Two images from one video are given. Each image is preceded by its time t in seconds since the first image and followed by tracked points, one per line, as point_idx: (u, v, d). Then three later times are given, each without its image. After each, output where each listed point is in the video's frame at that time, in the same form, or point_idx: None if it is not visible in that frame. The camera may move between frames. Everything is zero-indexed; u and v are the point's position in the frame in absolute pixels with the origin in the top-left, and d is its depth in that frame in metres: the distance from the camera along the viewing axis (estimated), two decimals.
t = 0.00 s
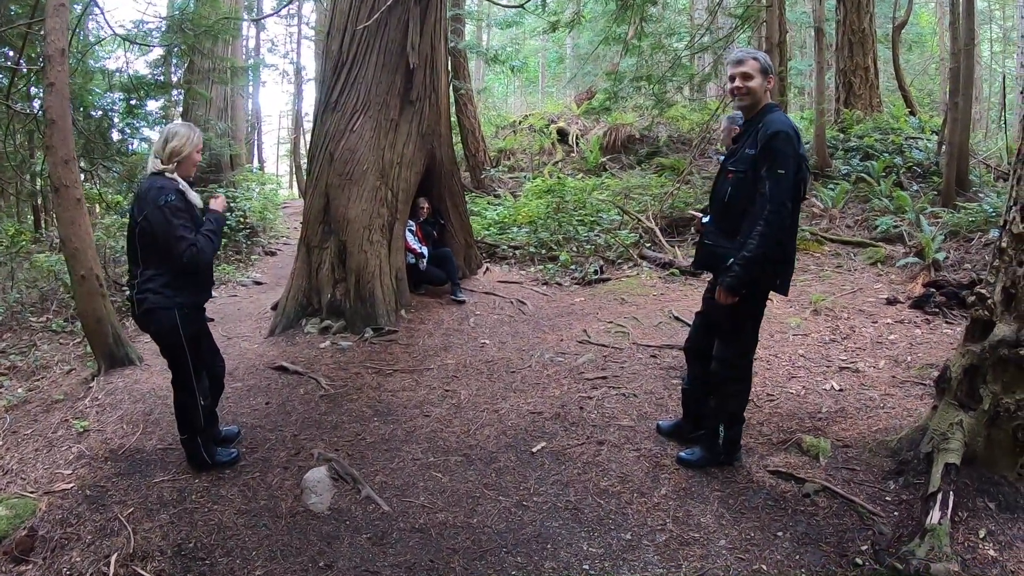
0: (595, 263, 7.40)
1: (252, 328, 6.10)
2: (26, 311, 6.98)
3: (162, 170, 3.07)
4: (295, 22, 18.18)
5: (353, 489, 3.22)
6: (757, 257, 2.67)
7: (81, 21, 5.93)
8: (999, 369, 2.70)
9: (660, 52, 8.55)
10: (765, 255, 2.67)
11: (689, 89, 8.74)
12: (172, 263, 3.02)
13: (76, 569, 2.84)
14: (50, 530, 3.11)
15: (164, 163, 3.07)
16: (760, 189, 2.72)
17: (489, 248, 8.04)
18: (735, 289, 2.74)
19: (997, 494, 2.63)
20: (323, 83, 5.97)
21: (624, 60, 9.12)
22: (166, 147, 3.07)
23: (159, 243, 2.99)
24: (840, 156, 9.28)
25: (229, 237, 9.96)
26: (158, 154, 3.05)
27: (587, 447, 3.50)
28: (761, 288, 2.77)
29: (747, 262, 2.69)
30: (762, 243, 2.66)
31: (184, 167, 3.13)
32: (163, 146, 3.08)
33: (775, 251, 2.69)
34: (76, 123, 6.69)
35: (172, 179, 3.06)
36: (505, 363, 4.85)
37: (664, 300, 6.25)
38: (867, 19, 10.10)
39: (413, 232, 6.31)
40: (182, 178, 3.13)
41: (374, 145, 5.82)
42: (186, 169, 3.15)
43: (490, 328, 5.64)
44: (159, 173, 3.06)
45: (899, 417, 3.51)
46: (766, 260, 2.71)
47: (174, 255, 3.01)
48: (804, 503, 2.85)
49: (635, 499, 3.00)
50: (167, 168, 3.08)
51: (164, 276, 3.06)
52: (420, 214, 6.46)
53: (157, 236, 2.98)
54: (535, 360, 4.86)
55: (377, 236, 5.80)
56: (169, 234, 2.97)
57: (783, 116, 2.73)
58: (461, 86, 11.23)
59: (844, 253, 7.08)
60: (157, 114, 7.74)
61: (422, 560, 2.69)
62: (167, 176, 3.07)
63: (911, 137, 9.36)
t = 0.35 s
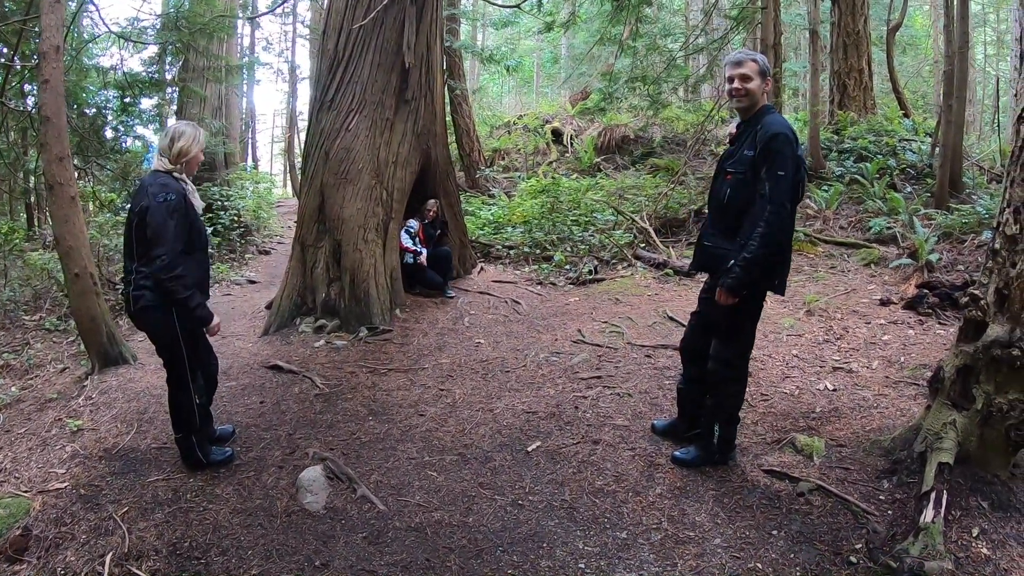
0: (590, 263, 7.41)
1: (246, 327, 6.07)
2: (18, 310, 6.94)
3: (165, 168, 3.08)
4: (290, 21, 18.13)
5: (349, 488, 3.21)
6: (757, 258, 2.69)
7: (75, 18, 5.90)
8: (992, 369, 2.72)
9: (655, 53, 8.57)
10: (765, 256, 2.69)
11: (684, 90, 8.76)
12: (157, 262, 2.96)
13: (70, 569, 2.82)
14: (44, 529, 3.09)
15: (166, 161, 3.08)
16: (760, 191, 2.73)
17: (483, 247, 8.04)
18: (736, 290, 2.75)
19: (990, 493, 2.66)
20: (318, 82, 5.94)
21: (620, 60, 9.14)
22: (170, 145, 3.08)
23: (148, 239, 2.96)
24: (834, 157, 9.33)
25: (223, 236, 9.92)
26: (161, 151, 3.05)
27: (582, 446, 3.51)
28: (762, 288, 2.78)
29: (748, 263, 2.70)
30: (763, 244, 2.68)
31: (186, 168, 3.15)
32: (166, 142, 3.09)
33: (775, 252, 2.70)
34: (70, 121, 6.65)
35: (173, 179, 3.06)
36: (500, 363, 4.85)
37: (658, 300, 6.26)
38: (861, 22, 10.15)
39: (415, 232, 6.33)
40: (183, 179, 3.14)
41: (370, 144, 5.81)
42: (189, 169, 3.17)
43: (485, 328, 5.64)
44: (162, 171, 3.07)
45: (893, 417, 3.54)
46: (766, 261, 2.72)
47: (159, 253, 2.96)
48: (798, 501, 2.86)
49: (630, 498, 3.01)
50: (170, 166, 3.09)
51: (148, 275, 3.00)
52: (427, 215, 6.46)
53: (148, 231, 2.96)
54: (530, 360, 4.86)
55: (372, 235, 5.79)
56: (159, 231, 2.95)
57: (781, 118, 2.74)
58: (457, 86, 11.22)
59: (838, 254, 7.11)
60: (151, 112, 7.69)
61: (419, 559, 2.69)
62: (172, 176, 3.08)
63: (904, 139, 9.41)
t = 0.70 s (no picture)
0: (587, 264, 7.42)
1: (244, 325, 6.07)
2: (16, 306, 6.92)
3: (163, 167, 3.09)
4: (290, 19, 18.13)
5: (346, 486, 3.21)
6: (754, 260, 2.69)
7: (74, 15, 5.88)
8: (988, 371, 2.74)
9: (655, 54, 8.58)
10: (762, 258, 2.69)
11: (683, 91, 8.77)
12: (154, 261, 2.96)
13: (67, 566, 2.82)
14: (40, 526, 3.08)
15: (162, 159, 3.07)
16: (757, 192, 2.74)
17: (481, 247, 8.05)
18: (733, 291, 2.75)
19: (985, 496, 2.67)
20: (318, 80, 5.92)
21: (620, 61, 9.15)
22: (165, 143, 3.07)
23: (144, 239, 2.97)
24: (832, 160, 9.35)
25: (221, 233, 9.90)
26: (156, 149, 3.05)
27: (578, 446, 3.51)
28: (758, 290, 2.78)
29: (745, 264, 2.70)
30: (759, 246, 2.68)
31: (184, 166, 3.13)
32: (163, 141, 3.08)
33: (772, 254, 2.71)
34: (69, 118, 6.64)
35: (170, 178, 3.06)
36: (497, 362, 4.86)
37: (656, 301, 6.27)
38: (861, 25, 10.18)
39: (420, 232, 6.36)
40: (181, 178, 3.13)
41: (368, 143, 5.80)
42: (186, 168, 3.16)
43: (483, 328, 5.65)
44: (159, 170, 3.07)
45: (889, 419, 3.55)
46: (763, 263, 2.73)
47: (155, 252, 2.96)
48: (794, 502, 2.87)
49: (626, 498, 3.01)
50: (167, 165, 3.09)
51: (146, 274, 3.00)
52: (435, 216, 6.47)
53: (144, 230, 2.96)
54: (528, 360, 4.87)
55: (371, 234, 5.79)
56: (154, 230, 2.94)
57: (779, 121, 2.75)
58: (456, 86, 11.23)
59: (835, 256, 7.13)
60: (150, 109, 7.68)
61: (415, 558, 2.69)
62: (169, 175, 3.08)
63: (902, 142, 9.43)
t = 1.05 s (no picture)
0: (586, 265, 7.43)
1: (243, 324, 6.07)
2: (14, 304, 6.92)
3: (161, 166, 3.09)
4: (290, 18, 18.12)
5: (344, 486, 3.21)
6: (752, 263, 2.70)
7: (74, 13, 5.88)
8: (985, 374, 2.75)
9: (654, 56, 8.59)
10: (760, 261, 2.70)
11: (682, 93, 8.79)
12: (154, 261, 2.97)
13: (65, 565, 2.82)
14: (38, 524, 3.08)
15: (160, 158, 3.08)
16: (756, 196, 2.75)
17: (480, 248, 8.05)
18: (730, 294, 2.76)
19: (982, 498, 2.68)
20: (318, 80, 5.93)
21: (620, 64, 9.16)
22: (162, 142, 3.08)
23: (143, 239, 2.97)
24: (831, 163, 9.37)
25: (220, 233, 9.90)
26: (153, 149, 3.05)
27: (577, 447, 3.52)
28: (756, 292, 2.79)
29: (743, 267, 2.71)
30: (757, 249, 2.69)
31: (181, 165, 3.13)
32: (161, 139, 3.09)
33: (770, 257, 2.71)
34: (69, 116, 6.65)
35: (167, 178, 3.05)
36: (496, 363, 4.86)
37: (655, 302, 6.28)
38: (861, 28, 10.23)
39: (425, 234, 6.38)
40: (179, 177, 3.13)
41: (368, 144, 5.81)
42: (184, 167, 3.15)
43: (482, 328, 5.65)
44: (157, 170, 3.07)
45: (886, 421, 3.56)
46: (761, 266, 2.74)
47: (155, 253, 2.96)
48: (791, 504, 2.88)
49: (624, 499, 3.02)
50: (165, 164, 3.09)
51: (146, 274, 3.01)
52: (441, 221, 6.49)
53: (143, 231, 2.97)
54: (527, 361, 4.87)
55: (370, 234, 5.79)
56: (153, 231, 2.94)
57: (779, 124, 2.76)
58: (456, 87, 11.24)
59: (834, 259, 7.14)
60: (150, 108, 7.68)
61: (413, 557, 2.69)
62: (166, 175, 3.08)
63: (902, 145, 9.45)
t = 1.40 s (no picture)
0: (587, 267, 7.43)
1: (243, 325, 6.07)
2: (15, 305, 6.92)
3: (162, 166, 3.10)
4: (292, 20, 18.16)
5: (344, 487, 3.22)
6: (752, 265, 2.70)
7: (76, 14, 5.90)
8: (986, 376, 2.75)
9: (655, 58, 8.60)
10: (761, 263, 2.70)
11: (683, 96, 8.79)
12: (157, 261, 2.97)
13: (65, 565, 2.82)
14: (39, 524, 3.08)
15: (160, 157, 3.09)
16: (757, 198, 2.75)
17: (481, 250, 8.06)
18: (732, 296, 2.76)
19: (982, 501, 2.68)
20: (319, 82, 5.94)
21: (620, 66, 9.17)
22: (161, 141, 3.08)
23: (146, 239, 2.97)
24: (832, 165, 9.37)
25: (221, 234, 9.92)
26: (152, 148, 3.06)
27: (577, 449, 3.52)
28: (756, 294, 2.79)
29: (743, 269, 2.71)
30: (758, 251, 2.69)
31: (183, 163, 3.14)
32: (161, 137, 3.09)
33: (770, 259, 2.72)
34: (71, 117, 6.66)
35: (170, 178, 3.06)
36: (497, 365, 4.86)
37: (655, 305, 6.28)
38: (862, 30, 10.24)
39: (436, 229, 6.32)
40: (181, 177, 3.14)
41: (369, 145, 5.81)
42: (186, 165, 3.16)
43: (483, 330, 5.65)
44: (160, 169, 3.08)
45: (887, 424, 3.55)
46: (762, 268, 2.74)
47: (159, 252, 2.97)
48: (791, 506, 2.88)
49: (624, 501, 3.02)
50: (166, 164, 3.09)
51: (149, 272, 3.01)
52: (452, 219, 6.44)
53: (146, 230, 2.97)
54: (527, 363, 4.87)
55: (371, 236, 5.79)
56: (156, 231, 2.95)
57: (780, 127, 2.76)
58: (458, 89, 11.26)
59: (834, 261, 7.15)
60: (151, 109, 7.68)
61: (413, 559, 2.70)
62: (170, 174, 3.09)
63: (903, 147, 9.46)
